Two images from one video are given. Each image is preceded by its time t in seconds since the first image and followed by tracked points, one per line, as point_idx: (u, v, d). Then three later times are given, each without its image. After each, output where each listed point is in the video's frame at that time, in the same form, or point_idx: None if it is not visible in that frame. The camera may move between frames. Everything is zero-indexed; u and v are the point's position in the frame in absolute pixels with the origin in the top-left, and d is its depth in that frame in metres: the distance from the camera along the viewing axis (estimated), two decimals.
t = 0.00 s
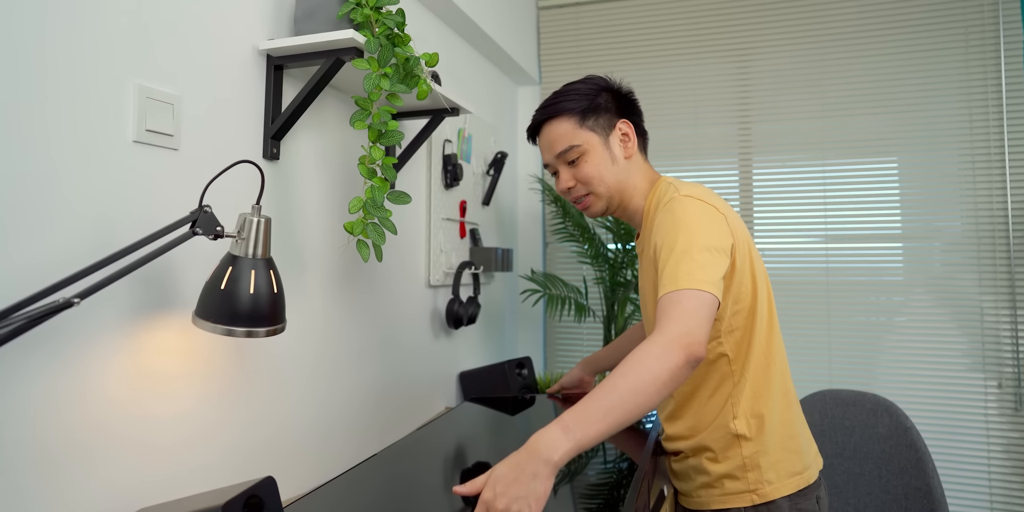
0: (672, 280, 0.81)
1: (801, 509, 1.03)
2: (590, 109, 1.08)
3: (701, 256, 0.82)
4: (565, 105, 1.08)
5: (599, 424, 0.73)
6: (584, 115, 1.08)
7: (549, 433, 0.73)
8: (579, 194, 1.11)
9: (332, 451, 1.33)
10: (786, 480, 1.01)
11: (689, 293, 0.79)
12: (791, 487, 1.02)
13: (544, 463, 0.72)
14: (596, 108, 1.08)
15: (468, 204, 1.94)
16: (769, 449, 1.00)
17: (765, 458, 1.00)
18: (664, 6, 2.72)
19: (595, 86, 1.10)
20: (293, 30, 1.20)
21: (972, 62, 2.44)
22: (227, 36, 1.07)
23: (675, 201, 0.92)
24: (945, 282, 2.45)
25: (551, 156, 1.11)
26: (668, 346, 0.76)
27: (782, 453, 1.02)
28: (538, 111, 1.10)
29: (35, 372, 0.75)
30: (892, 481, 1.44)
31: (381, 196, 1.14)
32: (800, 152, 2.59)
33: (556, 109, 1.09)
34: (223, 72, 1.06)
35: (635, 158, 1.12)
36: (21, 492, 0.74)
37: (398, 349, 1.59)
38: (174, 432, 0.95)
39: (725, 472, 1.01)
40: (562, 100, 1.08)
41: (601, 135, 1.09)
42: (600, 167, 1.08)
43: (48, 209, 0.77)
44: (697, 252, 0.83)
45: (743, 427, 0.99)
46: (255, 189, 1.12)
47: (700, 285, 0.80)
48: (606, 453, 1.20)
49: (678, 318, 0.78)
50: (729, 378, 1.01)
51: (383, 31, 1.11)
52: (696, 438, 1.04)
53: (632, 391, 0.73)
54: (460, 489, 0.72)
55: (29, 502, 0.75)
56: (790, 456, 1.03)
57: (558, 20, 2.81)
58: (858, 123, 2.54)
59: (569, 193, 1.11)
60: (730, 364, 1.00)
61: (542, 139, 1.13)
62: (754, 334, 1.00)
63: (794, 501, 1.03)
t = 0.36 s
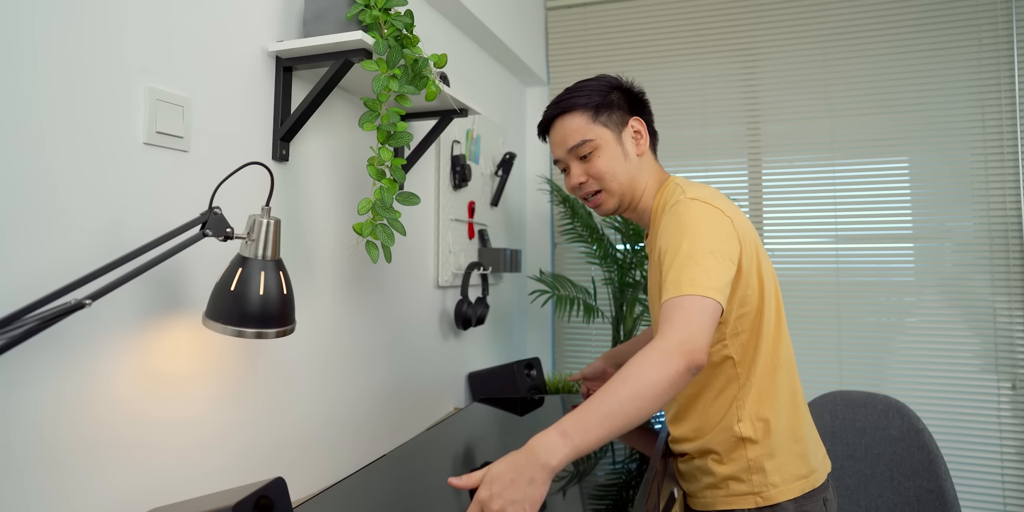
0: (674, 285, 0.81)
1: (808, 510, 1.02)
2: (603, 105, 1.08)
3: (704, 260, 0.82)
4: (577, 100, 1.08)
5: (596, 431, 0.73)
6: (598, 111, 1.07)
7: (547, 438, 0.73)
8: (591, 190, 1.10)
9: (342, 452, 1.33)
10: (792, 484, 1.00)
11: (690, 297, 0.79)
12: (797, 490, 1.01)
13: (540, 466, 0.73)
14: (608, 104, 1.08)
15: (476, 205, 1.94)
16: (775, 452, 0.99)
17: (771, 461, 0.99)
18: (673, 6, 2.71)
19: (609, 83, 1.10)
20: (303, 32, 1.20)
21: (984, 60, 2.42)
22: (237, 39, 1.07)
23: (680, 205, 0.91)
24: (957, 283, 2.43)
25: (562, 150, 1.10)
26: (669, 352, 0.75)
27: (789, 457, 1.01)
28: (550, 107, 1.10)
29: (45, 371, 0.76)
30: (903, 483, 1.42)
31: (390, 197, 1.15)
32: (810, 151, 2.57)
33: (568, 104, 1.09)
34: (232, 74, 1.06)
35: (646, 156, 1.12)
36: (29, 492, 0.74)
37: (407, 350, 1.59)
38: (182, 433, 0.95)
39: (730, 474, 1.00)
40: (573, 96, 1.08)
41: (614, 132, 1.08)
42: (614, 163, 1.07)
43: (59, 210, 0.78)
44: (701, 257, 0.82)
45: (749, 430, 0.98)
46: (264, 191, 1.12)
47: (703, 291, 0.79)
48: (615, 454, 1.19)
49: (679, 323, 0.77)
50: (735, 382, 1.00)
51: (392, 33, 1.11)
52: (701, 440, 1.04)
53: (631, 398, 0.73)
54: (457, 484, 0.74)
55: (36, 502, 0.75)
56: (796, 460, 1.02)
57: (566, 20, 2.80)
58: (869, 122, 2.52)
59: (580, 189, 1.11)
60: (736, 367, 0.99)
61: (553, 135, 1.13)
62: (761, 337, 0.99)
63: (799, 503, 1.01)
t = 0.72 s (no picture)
0: (687, 294, 0.80)
1: None
2: (623, 103, 1.06)
3: (720, 271, 0.81)
4: (598, 97, 1.06)
5: (598, 445, 0.72)
6: (616, 109, 1.06)
7: (550, 449, 0.73)
8: (606, 189, 1.10)
9: (348, 455, 1.33)
10: (803, 495, 0.99)
11: (702, 309, 0.78)
12: (811, 501, 1.00)
13: (543, 480, 0.72)
14: (629, 102, 1.06)
15: (483, 206, 1.94)
16: (787, 462, 0.98)
17: (783, 471, 0.98)
18: (680, 6, 2.70)
19: (630, 78, 1.08)
20: (310, 34, 1.20)
21: (995, 60, 2.40)
22: (244, 41, 1.07)
23: (698, 208, 0.90)
24: (966, 284, 2.41)
25: (580, 149, 1.10)
26: (675, 366, 0.74)
27: (801, 468, 1.00)
28: (571, 102, 1.09)
29: (53, 372, 0.76)
30: (913, 486, 1.39)
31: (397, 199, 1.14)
32: (818, 152, 2.56)
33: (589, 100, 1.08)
34: (240, 76, 1.06)
35: (665, 155, 1.10)
36: (36, 494, 0.74)
37: (414, 352, 1.59)
38: (189, 434, 0.95)
39: (740, 481, 1.00)
40: (595, 92, 1.07)
41: (632, 131, 1.07)
42: (631, 163, 1.06)
43: (68, 212, 0.78)
44: (714, 265, 0.81)
45: (761, 438, 0.97)
46: (270, 193, 1.12)
47: (713, 302, 0.78)
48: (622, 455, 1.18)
49: (688, 335, 0.76)
50: (750, 390, 0.99)
51: (399, 34, 1.11)
52: (712, 446, 1.04)
53: (635, 414, 0.72)
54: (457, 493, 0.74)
55: (41, 502, 0.75)
56: (810, 472, 1.00)
57: (573, 21, 2.79)
58: (878, 123, 2.50)
59: (596, 187, 1.10)
60: (751, 375, 0.98)
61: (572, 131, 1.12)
62: (778, 346, 0.98)
63: None
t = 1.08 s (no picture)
0: (670, 300, 0.80)
1: None
2: (603, 120, 1.07)
3: (702, 276, 0.80)
4: (586, 111, 1.09)
5: (589, 453, 0.72)
6: (598, 125, 1.08)
7: (540, 458, 0.73)
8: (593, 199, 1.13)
9: (353, 457, 1.33)
10: (813, 497, 0.98)
11: (682, 314, 0.78)
12: (820, 502, 0.99)
13: (535, 488, 0.72)
14: (611, 117, 1.07)
15: (487, 207, 1.94)
16: (794, 465, 0.98)
17: (790, 473, 0.97)
18: (684, 6, 2.69)
19: (620, 90, 1.08)
20: (313, 37, 1.21)
21: (1002, 58, 2.39)
22: (247, 44, 1.07)
23: (681, 214, 0.89)
24: (973, 284, 2.40)
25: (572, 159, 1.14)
26: (660, 371, 0.74)
27: (808, 469, 0.99)
28: (565, 113, 1.11)
29: (56, 375, 0.76)
30: (921, 489, 1.37)
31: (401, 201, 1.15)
32: (824, 152, 2.54)
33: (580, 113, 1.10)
34: (243, 80, 1.06)
35: (651, 168, 1.07)
36: (41, 497, 0.75)
37: (418, 354, 1.59)
38: (191, 436, 0.95)
39: (749, 484, 1.00)
40: (585, 107, 1.09)
41: (612, 147, 1.08)
42: (608, 179, 1.08)
43: (70, 216, 0.78)
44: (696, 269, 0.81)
45: (764, 441, 0.97)
46: (274, 196, 1.12)
47: (697, 307, 0.78)
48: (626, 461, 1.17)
49: (672, 340, 0.76)
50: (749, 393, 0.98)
51: (402, 37, 1.12)
52: (719, 453, 1.03)
53: (621, 419, 0.72)
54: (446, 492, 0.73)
55: (44, 504, 0.75)
56: (817, 472, 1.00)
57: (577, 22, 2.79)
58: (884, 122, 2.48)
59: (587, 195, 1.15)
60: (748, 378, 0.98)
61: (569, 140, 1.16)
62: (774, 348, 0.97)
63: None
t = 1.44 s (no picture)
0: (686, 280, 0.79)
1: None
2: (630, 99, 1.08)
3: (713, 255, 0.80)
4: (615, 88, 1.10)
5: (614, 416, 0.72)
6: (623, 104, 1.08)
7: (563, 414, 0.73)
8: (600, 175, 1.14)
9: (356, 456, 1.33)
10: (805, 491, 0.97)
11: (699, 291, 0.78)
12: (814, 498, 0.98)
13: (556, 443, 0.72)
14: (635, 99, 1.07)
15: (491, 206, 1.94)
16: (788, 459, 0.97)
17: (784, 467, 0.96)
18: (689, 5, 2.68)
19: (653, 76, 1.09)
20: (317, 35, 1.20)
21: (1008, 56, 2.37)
22: (251, 41, 1.07)
23: (683, 203, 0.90)
24: (980, 284, 2.38)
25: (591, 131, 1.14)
26: (695, 345, 0.73)
27: (802, 465, 0.98)
28: (594, 87, 1.12)
29: (59, 373, 0.76)
30: (927, 488, 1.36)
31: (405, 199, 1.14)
32: (829, 151, 2.53)
33: (611, 90, 1.11)
34: (247, 77, 1.06)
35: (663, 157, 1.08)
36: (43, 494, 0.75)
37: (422, 353, 1.58)
38: (195, 433, 0.95)
39: (742, 478, 0.98)
40: (614, 84, 1.10)
41: (630, 129, 1.08)
42: (618, 158, 1.09)
43: (72, 214, 0.78)
44: (709, 251, 0.81)
45: (757, 435, 0.96)
46: (277, 195, 1.12)
47: (718, 282, 0.78)
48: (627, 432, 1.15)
49: (704, 315, 0.76)
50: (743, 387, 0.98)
51: (406, 34, 1.11)
52: (712, 446, 1.02)
53: (652, 387, 0.72)
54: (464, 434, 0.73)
55: (47, 501, 0.75)
56: (810, 469, 0.99)
57: (581, 21, 2.78)
58: (890, 121, 2.47)
59: (595, 169, 1.15)
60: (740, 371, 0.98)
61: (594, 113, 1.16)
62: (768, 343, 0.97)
63: None
